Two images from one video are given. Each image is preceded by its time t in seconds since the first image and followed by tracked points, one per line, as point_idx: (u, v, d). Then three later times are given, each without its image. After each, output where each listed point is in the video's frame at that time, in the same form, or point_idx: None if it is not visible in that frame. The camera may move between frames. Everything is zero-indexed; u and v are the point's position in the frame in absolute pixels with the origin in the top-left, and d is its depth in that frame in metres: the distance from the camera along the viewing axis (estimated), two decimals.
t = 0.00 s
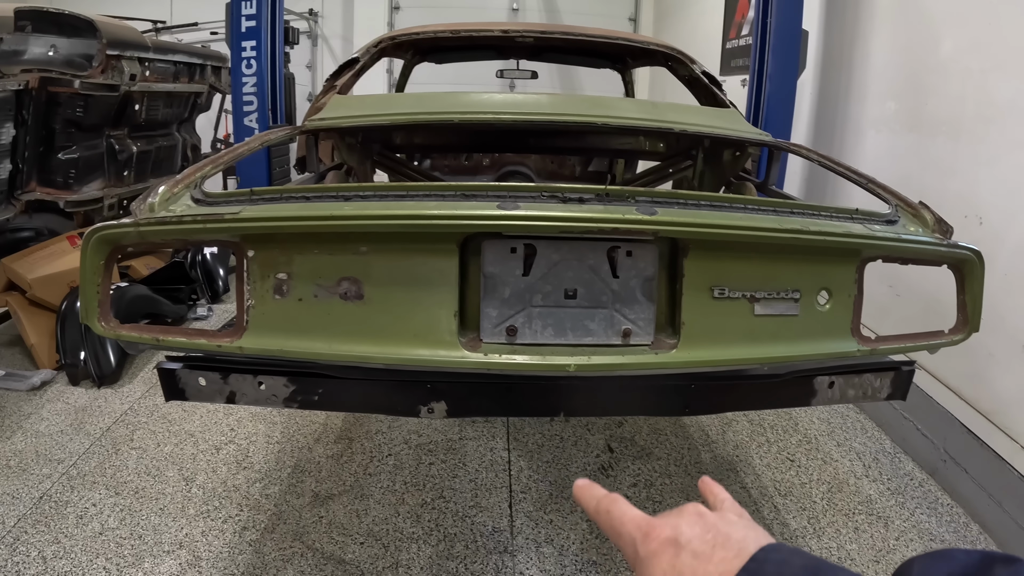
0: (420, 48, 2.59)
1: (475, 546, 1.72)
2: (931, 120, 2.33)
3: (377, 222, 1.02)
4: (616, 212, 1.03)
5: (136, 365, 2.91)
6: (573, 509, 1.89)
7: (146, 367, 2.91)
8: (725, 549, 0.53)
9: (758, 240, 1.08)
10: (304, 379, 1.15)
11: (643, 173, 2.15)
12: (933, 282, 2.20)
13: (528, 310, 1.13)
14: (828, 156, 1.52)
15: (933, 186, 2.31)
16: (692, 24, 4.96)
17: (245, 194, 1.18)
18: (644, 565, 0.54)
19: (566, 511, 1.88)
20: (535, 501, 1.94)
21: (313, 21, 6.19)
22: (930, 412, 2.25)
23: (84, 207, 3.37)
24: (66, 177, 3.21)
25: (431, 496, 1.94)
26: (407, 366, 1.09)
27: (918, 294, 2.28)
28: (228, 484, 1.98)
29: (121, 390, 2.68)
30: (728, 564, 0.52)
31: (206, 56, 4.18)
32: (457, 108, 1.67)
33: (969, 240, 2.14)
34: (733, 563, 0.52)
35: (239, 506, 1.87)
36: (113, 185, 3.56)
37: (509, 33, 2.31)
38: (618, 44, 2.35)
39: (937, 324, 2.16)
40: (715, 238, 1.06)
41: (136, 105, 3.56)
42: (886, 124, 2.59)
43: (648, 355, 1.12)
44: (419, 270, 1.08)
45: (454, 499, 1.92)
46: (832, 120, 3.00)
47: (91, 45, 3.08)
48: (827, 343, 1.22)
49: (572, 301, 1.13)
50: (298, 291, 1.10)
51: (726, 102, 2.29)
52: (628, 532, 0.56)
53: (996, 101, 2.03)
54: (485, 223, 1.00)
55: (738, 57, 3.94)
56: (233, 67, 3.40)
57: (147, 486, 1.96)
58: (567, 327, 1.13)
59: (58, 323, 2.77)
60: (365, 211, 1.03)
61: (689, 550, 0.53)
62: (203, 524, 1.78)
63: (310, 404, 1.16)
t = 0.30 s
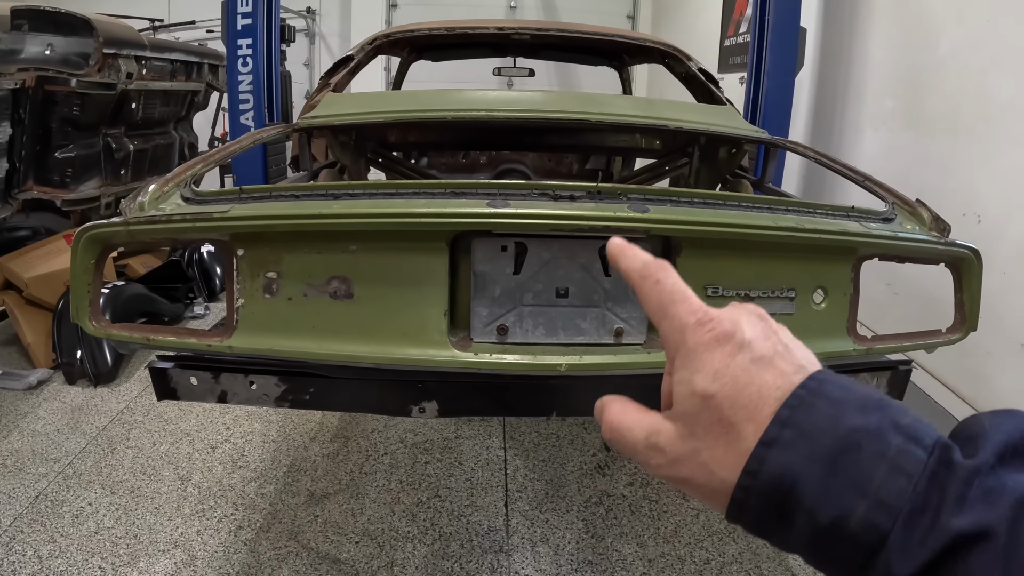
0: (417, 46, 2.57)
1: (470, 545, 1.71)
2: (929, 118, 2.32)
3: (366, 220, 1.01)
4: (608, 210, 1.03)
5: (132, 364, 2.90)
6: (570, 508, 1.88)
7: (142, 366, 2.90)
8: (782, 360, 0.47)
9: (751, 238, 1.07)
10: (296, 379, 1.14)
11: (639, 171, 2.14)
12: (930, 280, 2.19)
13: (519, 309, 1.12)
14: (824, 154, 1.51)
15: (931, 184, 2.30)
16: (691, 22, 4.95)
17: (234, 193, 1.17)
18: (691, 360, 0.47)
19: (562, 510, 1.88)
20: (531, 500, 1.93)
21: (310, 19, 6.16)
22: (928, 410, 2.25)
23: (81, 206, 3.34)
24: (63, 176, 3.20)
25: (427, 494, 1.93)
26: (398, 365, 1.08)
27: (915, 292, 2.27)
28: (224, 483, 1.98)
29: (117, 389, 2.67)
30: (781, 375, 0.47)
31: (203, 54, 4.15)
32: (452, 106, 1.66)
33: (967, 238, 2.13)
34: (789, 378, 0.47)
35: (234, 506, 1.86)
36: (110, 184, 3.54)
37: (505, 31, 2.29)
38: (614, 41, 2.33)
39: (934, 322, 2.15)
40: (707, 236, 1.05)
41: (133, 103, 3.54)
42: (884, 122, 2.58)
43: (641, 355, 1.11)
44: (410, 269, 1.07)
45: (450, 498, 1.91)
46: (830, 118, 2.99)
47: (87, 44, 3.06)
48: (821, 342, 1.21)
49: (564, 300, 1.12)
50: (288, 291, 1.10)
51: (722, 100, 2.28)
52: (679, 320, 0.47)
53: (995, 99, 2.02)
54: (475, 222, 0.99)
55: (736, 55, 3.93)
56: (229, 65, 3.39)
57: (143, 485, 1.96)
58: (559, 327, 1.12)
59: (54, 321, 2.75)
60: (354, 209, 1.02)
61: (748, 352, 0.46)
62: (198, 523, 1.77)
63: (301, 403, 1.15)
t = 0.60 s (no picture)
0: (418, 43, 2.57)
1: (473, 543, 1.71)
2: (931, 116, 2.31)
3: (369, 218, 1.00)
4: (613, 208, 1.02)
5: (133, 362, 2.90)
6: (572, 507, 1.88)
7: (143, 364, 2.90)
8: (812, 318, 0.50)
9: (757, 236, 1.07)
10: (299, 378, 1.14)
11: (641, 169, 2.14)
12: (932, 277, 2.19)
13: (524, 308, 1.12)
14: (828, 152, 1.50)
15: (933, 181, 2.29)
16: (692, 20, 4.94)
17: (236, 191, 1.16)
18: (728, 324, 0.50)
19: (564, 508, 1.87)
20: (533, 498, 1.93)
21: (311, 16, 6.15)
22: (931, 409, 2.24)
23: (82, 205, 3.32)
24: (63, 174, 3.20)
25: (429, 493, 1.93)
26: (400, 364, 1.08)
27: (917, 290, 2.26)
28: (226, 482, 1.98)
29: (118, 387, 2.67)
30: (815, 333, 0.49)
31: (203, 52, 4.13)
32: (454, 103, 1.65)
33: (969, 237, 2.13)
34: (823, 333, 0.49)
35: (236, 504, 1.86)
36: (110, 182, 3.54)
37: (507, 28, 2.29)
38: (616, 38, 2.32)
39: (936, 320, 2.15)
40: (712, 235, 1.04)
41: (133, 101, 3.53)
42: (885, 120, 2.58)
43: (645, 353, 1.11)
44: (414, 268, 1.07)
45: (451, 497, 1.91)
46: (831, 116, 2.98)
47: (87, 41, 3.05)
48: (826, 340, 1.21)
49: (569, 298, 1.12)
50: (292, 289, 1.09)
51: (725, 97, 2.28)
52: (711, 288, 0.51)
53: (997, 97, 2.02)
54: (480, 220, 0.99)
55: (738, 53, 3.92)
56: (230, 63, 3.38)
57: (144, 483, 1.95)
58: (564, 325, 1.12)
59: (55, 319, 2.75)
60: (357, 208, 1.01)
61: (779, 312, 0.49)
62: (200, 522, 1.77)
63: (304, 402, 1.14)
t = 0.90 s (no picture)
0: (420, 41, 2.56)
1: (476, 542, 1.71)
2: (934, 114, 2.31)
3: (375, 216, 1.00)
4: (621, 207, 1.02)
5: (135, 361, 2.90)
6: (575, 505, 1.88)
7: (145, 362, 2.90)
8: (846, 290, 0.48)
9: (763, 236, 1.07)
10: (302, 376, 1.14)
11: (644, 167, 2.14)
12: (934, 275, 2.19)
13: (530, 306, 1.11)
14: (832, 151, 1.49)
15: (935, 180, 2.29)
16: (693, 18, 4.94)
17: (241, 188, 1.16)
18: (763, 280, 0.46)
19: (567, 507, 1.87)
20: (535, 497, 1.92)
21: (311, 14, 6.15)
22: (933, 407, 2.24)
23: (83, 203, 3.32)
24: (64, 172, 3.20)
25: (432, 492, 1.93)
26: (405, 362, 1.07)
27: (919, 289, 2.26)
28: (228, 480, 1.98)
29: (119, 385, 2.67)
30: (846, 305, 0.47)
31: (205, 50, 4.12)
32: (457, 100, 1.65)
33: (971, 236, 2.12)
34: (854, 307, 0.48)
35: (238, 503, 1.86)
36: (111, 180, 3.54)
37: (509, 26, 2.28)
38: (620, 37, 2.32)
39: (939, 319, 2.15)
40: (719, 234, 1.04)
41: (134, 99, 3.53)
42: (888, 119, 2.57)
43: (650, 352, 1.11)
44: (419, 266, 1.06)
45: (453, 496, 1.91)
46: (833, 114, 2.98)
47: (88, 39, 3.04)
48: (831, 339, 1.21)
49: (575, 297, 1.12)
50: (297, 287, 1.09)
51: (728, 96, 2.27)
52: (751, 235, 0.47)
53: (999, 96, 2.01)
54: (486, 219, 0.99)
55: (740, 51, 3.91)
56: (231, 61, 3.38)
57: (147, 482, 1.96)
58: (570, 324, 1.11)
59: (56, 318, 2.74)
60: (364, 205, 1.01)
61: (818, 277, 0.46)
62: (202, 520, 1.77)
63: (308, 401, 1.14)
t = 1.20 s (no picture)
0: (423, 38, 2.56)
1: (481, 539, 1.71)
2: (937, 113, 2.30)
3: (385, 210, 1.00)
4: (632, 201, 1.02)
5: (138, 358, 2.90)
6: (579, 502, 1.88)
7: (148, 359, 2.90)
8: (839, 313, 0.53)
9: (773, 231, 1.07)
10: (310, 372, 1.14)
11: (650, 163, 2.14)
12: (938, 272, 2.18)
13: (540, 302, 1.11)
14: (839, 148, 1.49)
15: (939, 178, 2.28)
16: (696, 15, 4.93)
17: (250, 182, 1.16)
18: (757, 304, 0.54)
19: (571, 504, 1.87)
20: (539, 493, 1.92)
21: (313, 11, 6.14)
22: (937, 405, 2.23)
23: (85, 200, 3.33)
24: (66, 169, 3.19)
25: (436, 488, 1.93)
26: (412, 358, 1.08)
27: (923, 287, 2.26)
28: (232, 477, 1.98)
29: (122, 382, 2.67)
30: (840, 324, 0.53)
31: (207, 47, 4.11)
32: (463, 97, 1.65)
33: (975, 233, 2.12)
34: (846, 326, 0.53)
35: (243, 500, 1.86)
36: (114, 177, 3.54)
37: (514, 23, 2.28)
38: (626, 33, 2.31)
39: (943, 317, 2.15)
40: (730, 229, 1.04)
41: (137, 96, 3.52)
42: (891, 117, 2.57)
43: (660, 348, 1.11)
44: (428, 261, 1.06)
45: (457, 492, 1.91)
46: (837, 112, 2.97)
47: (90, 36, 3.04)
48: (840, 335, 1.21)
49: (585, 292, 1.12)
50: (306, 282, 1.09)
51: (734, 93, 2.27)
52: (745, 272, 0.56)
53: (1003, 95, 2.01)
54: (497, 214, 0.99)
55: (744, 48, 3.90)
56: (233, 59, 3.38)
57: (150, 479, 1.96)
58: (580, 319, 1.11)
59: (59, 314, 2.74)
60: (375, 200, 1.01)
61: (809, 299, 0.53)
62: (207, 517, 1.77)
63: (316, 397, 1.14)
